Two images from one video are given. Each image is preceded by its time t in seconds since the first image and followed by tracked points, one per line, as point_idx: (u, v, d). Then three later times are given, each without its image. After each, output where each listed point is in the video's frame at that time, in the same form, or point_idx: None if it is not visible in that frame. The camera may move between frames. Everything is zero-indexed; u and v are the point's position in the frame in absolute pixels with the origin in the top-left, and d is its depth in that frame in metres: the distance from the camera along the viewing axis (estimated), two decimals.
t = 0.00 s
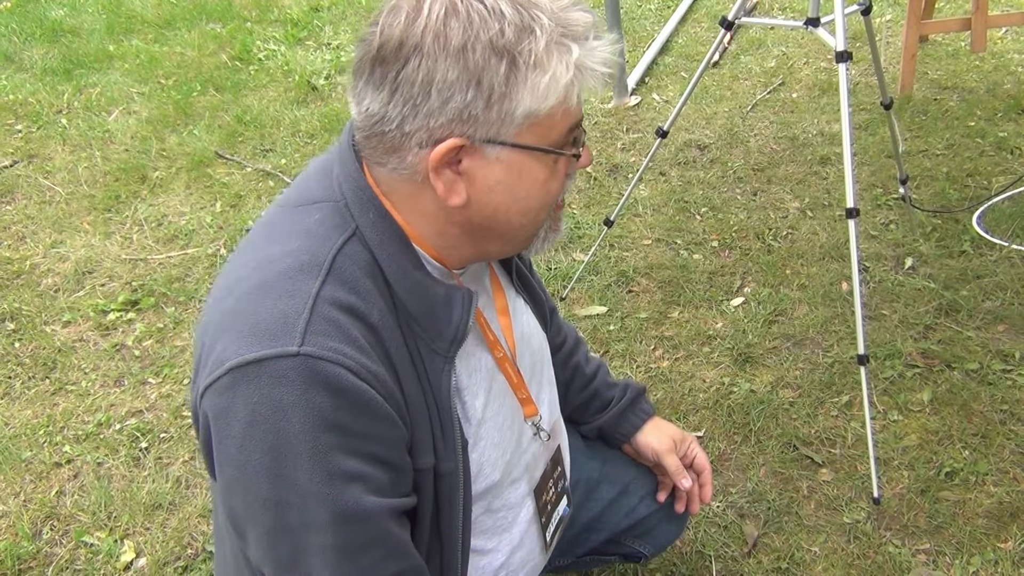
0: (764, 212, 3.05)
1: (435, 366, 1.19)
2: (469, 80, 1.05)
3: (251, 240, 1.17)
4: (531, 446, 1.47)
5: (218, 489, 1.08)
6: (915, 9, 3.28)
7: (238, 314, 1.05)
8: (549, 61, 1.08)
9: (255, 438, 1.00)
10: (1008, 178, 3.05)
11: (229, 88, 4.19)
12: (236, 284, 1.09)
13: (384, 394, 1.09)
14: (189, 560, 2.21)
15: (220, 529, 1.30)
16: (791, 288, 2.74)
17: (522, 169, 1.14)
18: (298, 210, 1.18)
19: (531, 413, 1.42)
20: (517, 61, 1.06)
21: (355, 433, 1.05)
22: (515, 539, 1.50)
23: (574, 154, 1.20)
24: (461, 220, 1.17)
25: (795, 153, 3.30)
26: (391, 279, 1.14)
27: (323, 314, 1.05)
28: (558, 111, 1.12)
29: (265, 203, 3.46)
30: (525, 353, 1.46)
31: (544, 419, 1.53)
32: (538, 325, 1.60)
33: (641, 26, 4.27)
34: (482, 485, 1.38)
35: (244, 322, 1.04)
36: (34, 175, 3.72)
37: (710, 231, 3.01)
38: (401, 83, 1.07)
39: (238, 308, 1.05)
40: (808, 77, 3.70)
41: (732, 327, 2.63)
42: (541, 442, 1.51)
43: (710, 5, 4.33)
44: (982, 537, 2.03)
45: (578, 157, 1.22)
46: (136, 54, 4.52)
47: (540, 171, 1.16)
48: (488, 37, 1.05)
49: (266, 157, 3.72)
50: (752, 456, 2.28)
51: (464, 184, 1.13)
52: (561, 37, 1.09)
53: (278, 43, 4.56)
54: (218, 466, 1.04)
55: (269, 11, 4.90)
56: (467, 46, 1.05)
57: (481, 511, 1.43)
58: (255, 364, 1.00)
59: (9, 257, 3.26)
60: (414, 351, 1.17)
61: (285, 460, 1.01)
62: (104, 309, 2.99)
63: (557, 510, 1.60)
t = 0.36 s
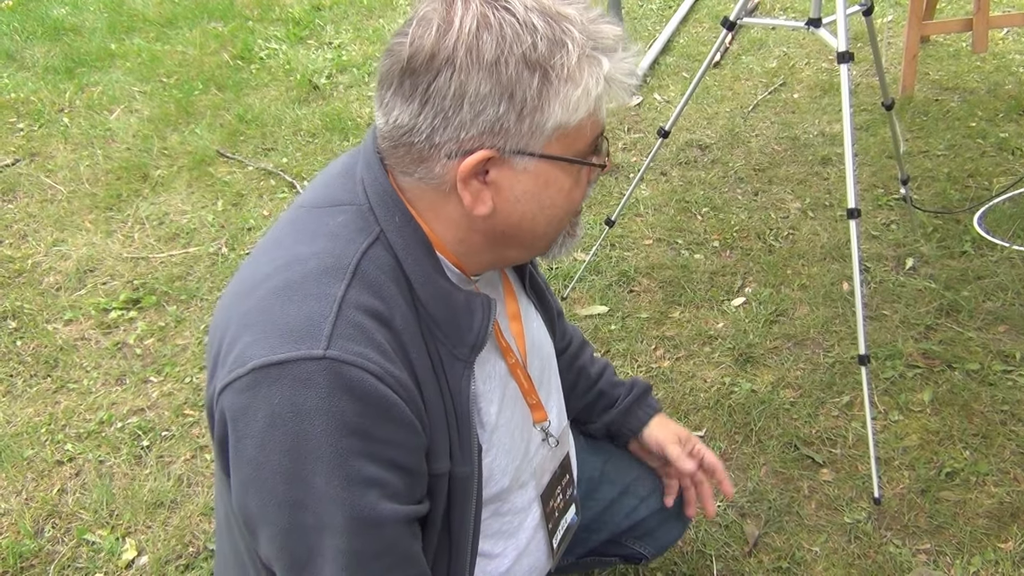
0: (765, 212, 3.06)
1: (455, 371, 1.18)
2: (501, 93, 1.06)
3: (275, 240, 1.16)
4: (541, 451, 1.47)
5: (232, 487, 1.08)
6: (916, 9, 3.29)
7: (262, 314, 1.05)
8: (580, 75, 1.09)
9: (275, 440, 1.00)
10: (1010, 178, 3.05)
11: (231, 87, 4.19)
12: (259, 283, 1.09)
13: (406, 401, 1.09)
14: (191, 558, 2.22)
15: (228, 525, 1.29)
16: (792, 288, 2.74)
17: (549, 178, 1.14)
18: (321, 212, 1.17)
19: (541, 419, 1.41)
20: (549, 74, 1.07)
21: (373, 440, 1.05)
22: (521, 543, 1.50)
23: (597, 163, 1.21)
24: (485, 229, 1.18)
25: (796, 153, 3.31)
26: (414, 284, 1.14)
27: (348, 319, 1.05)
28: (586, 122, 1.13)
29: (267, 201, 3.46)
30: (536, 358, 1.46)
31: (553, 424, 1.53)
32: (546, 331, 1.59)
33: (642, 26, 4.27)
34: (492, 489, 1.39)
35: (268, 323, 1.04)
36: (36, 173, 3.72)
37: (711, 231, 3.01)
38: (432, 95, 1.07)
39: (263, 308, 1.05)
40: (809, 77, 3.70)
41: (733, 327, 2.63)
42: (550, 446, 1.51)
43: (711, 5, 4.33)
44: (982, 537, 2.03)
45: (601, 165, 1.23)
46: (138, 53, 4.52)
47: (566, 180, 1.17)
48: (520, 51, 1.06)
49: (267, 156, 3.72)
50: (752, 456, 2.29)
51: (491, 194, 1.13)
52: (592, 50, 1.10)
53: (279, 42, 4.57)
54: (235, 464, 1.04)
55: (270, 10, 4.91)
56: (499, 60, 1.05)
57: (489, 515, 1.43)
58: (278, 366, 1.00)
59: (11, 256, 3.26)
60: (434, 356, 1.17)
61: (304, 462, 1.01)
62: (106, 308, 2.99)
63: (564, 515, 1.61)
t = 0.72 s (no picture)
0: (764, 214, 3.06)
1: (458, 376, 1.18)
2: (513, 98, 1.05)
3: (280, 241, 1.16)
4: (539, 453, 1.48)
5: (229, 482, 1.08)
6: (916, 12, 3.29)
7: (267, 313, 1.05)
8: (591, 80, 1.09)
9: (270, 440, 1.00)
10: (1008, 181, 3.05)
11: (230, 86, 4.19)
12: (266, 282, 1.09)
13: (407, 409, 1.08)
14: (187, 558, 2.21)
15: (224, 522, 1.29)
16: (791, 290, 2.74)
17: (556, 182, 1.14)
18: (326, 215, 1.17)
19: (541, 418, 1.42)
20: (561, 79, 1.07)
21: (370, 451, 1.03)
22: (518, 548, 1.49)
23: (603, 167, 1.21)
24: (492, 232, 1.18)
25: (795, 154, 3.30)
26: (419, 287, 1.14)
27: (352, 323, 1.05)
28: (595, 126, 1.13)
29: (265, 201, 3.46)
30: (536, 360, 1.47)
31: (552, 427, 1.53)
32: (545, 332, 1.59)
33: (642, 27, 4.27)
34: (491, 492, 1.39)
35: (272, 322, 1.04)
36: (34, 172, 3.71)
37: (710, 232, 3.01)
38: (443, 99, 1.06)
39: (268, 306, 1.06)
40: (809, 79, 3.70)
41: (732, 329, 2.63)
42: (549, 449, 1.51)
43: (711, 6, 4.33)
44: (980, 541, 2.03)
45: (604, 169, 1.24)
46: (136, 51, 4.52)
47: (573, 184, 1.17)
48: (533, 56, 1.05)
49: (266, 156, 3.72)
50: (750, 458, 2.29)
51: (499, 198, 1.13)
52: (602, 56, 1.10)
53: (279, 41, 4.56)
54: (232, 459, 1.05)
55: (270, 8, 4.90)
56: (512, 65, 1.05)
57: (487, 518, 1.43)
58: (278, 366, 1.00)
59: (9, 254, 3.26)
60: (438, 360, 1.16)
61: (297, 464, 1.01)
62: (103, 307, 2.99)
63: (561, 518, 1.61)
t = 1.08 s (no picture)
0: (762, 213, 3.05)
1: (451, 372, 1.17)
2: (499, 90, 1.05)
3: (270, 241, 1.15)
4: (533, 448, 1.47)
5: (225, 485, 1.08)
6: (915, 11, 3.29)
7: (258, 314, 1.04)
8: (577, 70, 1.08)
9: (265, 441, 1.00)
10: (1006, 181, 3.05)
11: (227, 84, 4.17)
12: (257, 283, 1.08)
13: (401, 407, 1.07)
14: (183, 558, 2.21)
15: (219, 525, 1.28)
16: (788, 290, 2.74)
17: (546, 174, 1.14)
18: (316, 213, 1.16)
19: (534, 413, 1.41)
20: (546, 70, 1.06)
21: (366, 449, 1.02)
22: (514, 545, 1.49)
23: (591, 157, 1.20)
24: (483, 226, 1.17)
25: (793, 154, 3.30)
26: (412, 284, 1.13)
27: (345, 321, 1.04)
28: (582, 116, 1.13)
29: (262, 199, 3.45)
30: (527, 355, 1.47)
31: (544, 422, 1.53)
32: (534, 327, 1.58)
33: (641, 25, 4.26)
34: (487, 489, 1.38)
35: (263, 323, 1.03)
36: (31, 169, 3.70)
37: (708, 231, 3.01)
38: (429, 94, 1.06)
39: (260, 307, 1.05)
40: (807, 78, 3.70)
41: (729, 329, 2.62)
42: (542, 444, 1.51)
43: (709, 5, 4.32)
44: (977, 541, 2.03)
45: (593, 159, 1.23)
46: (134, 49, 4.50)
47: (562, 175, 1.16)
48: (517, 48, 1.05)
49: (263, 154, 3.71)
50: (747, 458, 2.28)
51: (489, 191, 1.13)
52: (587, 45, 1.10)
53: (276, 39, 4.55)
54: (228, 461, 1.04)
55: (268, 6, 4.89)
56: (497, 57, 1.04)
57: (483, 516, 1.42)
58: (271, 367, 0.99)
59: (5, 252, 3.25)
60: (431, 357, 1.16)
61: (292, 465, 1.00)
62: (99, 305, 2.98)
63: (557, 514, 1.60)
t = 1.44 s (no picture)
0: (757, 209, 3.05)
1: (443, 364, 1.17)
2: (478, 80, 1.04)
3: (261, 232, 1.15)
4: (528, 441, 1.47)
5: (218, 477, 1.07)
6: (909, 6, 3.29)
7: (249, 305, 1.04)
8: (557, 58, 1.07)
9: (257, 432, 0.99)
10: (1001, 175, 3.05)
11: (221, 84, 4.16)
12: (247, 273, 1.07)
13: (393, 397, 1.06)
14: (179, 558, 2.20)
15: (216, 520, 1.28)
16: (784, 285, 2.74)
17: (531, 164, 1.13)
18: (306, 205, 1.16)
19: (528, 407, 1.41)
20: (525, 58, 1.05)
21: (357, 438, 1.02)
22: (508, 539, 1.49)
23: (578, 146, 1.20)
24: (470, 217, 1.17)
25: (788, 149, 3.30)
26: (401, 276, 1.13)
27: (335, 311, 1.03)
28: (566, 104, 1.12)
29: (256, 198, 3.44)
30: (521, 349, 1.46)
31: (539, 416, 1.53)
32: (529, 322, 1.58)
33: (635, 22, 4.26)
34: (481, 482, 1.38)
35: (253, 314, 1.02)
36: (24, 171, 3.69)
37: (703, 227, 3.00)
38: (409, 86, 1.06)
39: (250, 298, 1.04)
40: (801, 74, 3.69)
41: (724, 324, 2.62)
42: (537, 438, 1.50)
43: (703, 1, 4.31)
44: (974, 535, 2.03)
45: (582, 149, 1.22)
46: (127, 49, 4.49)
47: (548, 165, 1.16)
48: (495, 36, 1.04)
49: (258, 153, 3.70)
50: (744, 453, 2.28)
51: (474, 182, 1.13)
52: (568, 32, 1.08)
53: (269, 39, 4.54)
54: (221, 453, 1.04)
55: (261, 5, 4.87)
56: (474, 46, 1.03)
57: (476, 510, 1.42)
58: (261, 357, 0.99)
59: None
60: (421, 349, 1.15)
61: (284, 455, 1.00)
62: (94, 306, 2.97)
63: (553, 506, 1.60)
